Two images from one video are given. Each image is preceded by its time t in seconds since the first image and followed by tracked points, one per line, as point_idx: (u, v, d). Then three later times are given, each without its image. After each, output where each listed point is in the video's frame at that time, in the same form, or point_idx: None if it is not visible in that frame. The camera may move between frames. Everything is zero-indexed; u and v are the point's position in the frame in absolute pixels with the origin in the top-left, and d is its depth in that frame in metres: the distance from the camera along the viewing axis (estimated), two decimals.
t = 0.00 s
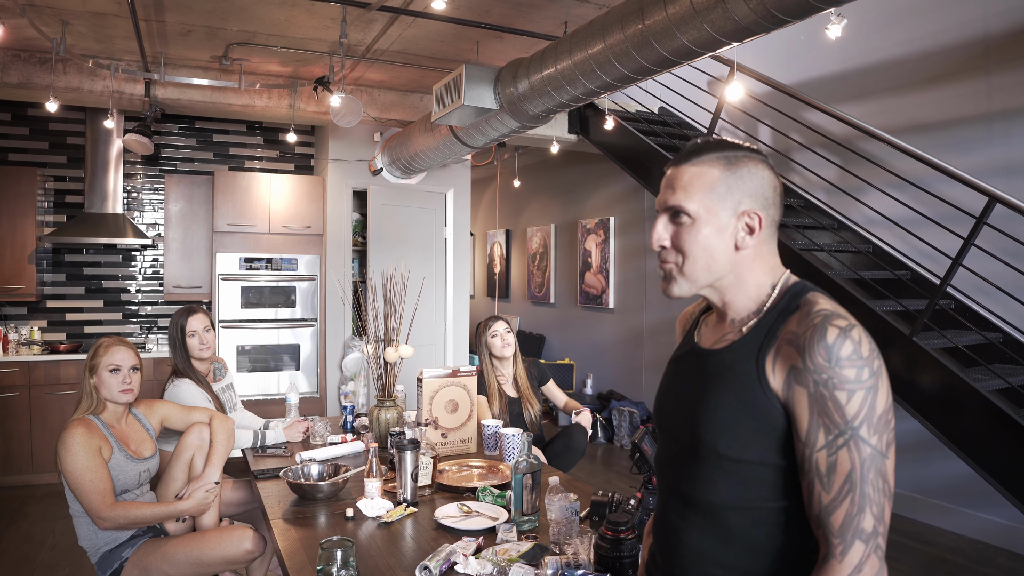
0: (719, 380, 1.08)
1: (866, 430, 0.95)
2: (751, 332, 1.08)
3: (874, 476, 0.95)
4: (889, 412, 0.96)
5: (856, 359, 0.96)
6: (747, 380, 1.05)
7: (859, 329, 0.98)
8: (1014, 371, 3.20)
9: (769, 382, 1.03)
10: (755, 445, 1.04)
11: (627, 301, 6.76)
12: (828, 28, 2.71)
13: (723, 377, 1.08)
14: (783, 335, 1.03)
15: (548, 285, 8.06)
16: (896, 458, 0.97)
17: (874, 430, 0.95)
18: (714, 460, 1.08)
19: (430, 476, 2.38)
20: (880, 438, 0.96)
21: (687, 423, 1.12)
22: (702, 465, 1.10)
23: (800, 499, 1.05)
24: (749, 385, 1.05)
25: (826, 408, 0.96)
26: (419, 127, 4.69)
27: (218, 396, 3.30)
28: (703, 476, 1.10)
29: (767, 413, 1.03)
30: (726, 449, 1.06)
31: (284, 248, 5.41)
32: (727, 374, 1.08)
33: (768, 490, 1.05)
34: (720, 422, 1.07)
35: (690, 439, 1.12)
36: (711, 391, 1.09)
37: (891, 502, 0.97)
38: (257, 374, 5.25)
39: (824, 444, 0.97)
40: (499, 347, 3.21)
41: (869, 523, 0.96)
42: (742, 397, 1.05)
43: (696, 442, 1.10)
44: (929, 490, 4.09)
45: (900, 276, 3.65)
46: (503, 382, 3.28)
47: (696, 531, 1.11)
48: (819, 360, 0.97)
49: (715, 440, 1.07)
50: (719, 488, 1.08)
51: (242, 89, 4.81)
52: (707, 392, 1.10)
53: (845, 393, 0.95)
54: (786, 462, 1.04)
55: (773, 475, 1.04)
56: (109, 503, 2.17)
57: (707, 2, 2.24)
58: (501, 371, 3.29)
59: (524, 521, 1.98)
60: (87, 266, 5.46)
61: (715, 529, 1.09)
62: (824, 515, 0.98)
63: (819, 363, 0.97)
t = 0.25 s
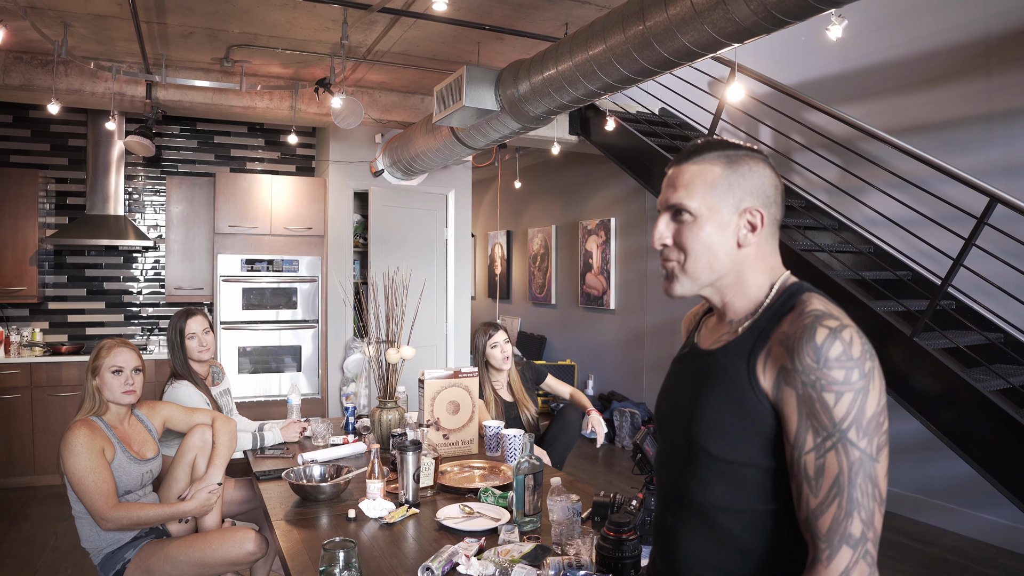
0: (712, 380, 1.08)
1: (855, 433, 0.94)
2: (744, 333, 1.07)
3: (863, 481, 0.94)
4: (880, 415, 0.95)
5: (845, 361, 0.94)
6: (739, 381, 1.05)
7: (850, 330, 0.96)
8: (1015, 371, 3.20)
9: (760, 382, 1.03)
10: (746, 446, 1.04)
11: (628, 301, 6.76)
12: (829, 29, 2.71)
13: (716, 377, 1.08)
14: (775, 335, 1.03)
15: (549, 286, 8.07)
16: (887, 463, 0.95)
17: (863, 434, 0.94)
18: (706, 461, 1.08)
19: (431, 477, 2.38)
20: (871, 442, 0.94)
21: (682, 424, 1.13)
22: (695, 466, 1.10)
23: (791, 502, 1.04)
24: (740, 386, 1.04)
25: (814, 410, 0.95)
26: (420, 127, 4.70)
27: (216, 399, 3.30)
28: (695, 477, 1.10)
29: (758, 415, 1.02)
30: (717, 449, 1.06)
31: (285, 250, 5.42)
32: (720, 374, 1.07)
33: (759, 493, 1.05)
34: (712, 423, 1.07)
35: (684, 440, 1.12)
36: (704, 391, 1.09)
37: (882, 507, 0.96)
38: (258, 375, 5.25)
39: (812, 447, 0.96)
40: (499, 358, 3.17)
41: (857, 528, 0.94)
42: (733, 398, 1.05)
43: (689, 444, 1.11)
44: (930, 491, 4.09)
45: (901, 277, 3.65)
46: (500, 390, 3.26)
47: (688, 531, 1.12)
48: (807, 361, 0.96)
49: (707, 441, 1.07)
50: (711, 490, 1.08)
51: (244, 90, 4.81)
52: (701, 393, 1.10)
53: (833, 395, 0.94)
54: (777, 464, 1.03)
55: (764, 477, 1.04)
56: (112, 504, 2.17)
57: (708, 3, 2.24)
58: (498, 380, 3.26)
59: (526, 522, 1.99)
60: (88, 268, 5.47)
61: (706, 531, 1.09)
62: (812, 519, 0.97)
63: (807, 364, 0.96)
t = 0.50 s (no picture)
0: (713, 384, 1.08)
1: (855, 437, 0.94)
2: (745, 336, 1.07)
3: (864, 485, 0.94)
4: (881, 419, 0.94)
5: (846, 364, 0.94)
6: (739, 385, 1.05)
7: (851, 332, 0.96)
8: (1016, 373, 3.20)
9: (760, 386, 1.03)
10: (746, 450, 1.04)
11: (629, 303, 6.77)
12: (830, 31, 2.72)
13: (717, 381, 1.08)
14: (776, 339, 1.02)
15: (550, 288, 8.07)
16: (889, 467, 0.95)
17: (864, 438, 0.93)
18: (707, 465, 1.08)
19: (433, 479, 2.39)
20: (871, 446, 0.94)
21: (682, 429, 1.13)
22: (696, 470, 1.10)
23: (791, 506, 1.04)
24: (741, 389, 1.04)
25: (815, 413, 0.95)
26: (422, 129, 4.71)
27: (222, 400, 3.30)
28: (695, 481, 1.10)
29: (758, 418, 1.03)
30: (718, 453, 1.06)
31: (287, 251, 5.43)
32: (721, 378, 1.08)
33: (759, 497, 1.05)
34: (713, 427, 1.07)
35: (685, 444, 1.12)
36: (704, 395, 1.09)
37: (883, 512, 0.95)
38: (260, 376, 5.26)
39: (813, 451, 0.96)
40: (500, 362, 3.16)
41: (858, 533, 0.94)
42: (733, 402, 1.05)
43: (690, 447, 1.11)
44: (931, 492, 4.09)
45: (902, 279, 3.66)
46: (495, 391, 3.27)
47: (689, 535, 1.12)
48: (807, 364, 0.96)
49: (707, 445, 1.08)
50: (711, 494, 1.08)
51: (245, 92, 4.82)
52: (701, 396, 1.10)
53: (834, 399, 0.94)
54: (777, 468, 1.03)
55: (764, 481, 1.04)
56: (114, 505, 2.18)
57: (709, 6, 2.25)
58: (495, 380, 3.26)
59: (528, 524, 1.98)
60: (90, 269, 5.48)
61: (706, 535, 1.09)
62: (812, 523, 0.97)
63: (808, 368, 0.96)
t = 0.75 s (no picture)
0: (722, 391, 1.09)
1: (864, 447, 0.93)
2: (757, 343, 1.07)
3: (871, 497, 0.94)
4: (891, 430, 0.94)
5: (856, 372, 0.94)
6: (749, 392, 1.05)
7: (862, 340, 0.96)
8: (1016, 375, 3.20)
9: (769, 393, 1.03)
10: (754, 458, 1.04)
11: (630, 307, 6.77)
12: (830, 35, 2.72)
13: (726, 388, 1.08)
14: (786, 346, 1.03)
15: (550, 291, 8.08)
16: (898, 479, 0.94)
17: (873, 448, 0.93)
18: (715, 472, 1.08)
19: (434, 482, 2.39)
20: (880, 458, 0.94)
21: (692, 436, 1.13)
22: (705, 477, 1.10)
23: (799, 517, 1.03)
24: (750, 397, 1.05)
25: (823, 421, 0.95)
26: (423, 133, 4.72)
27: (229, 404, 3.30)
28: (703, 488, 1.11)
29: (767, 426, 1.03)
30: (725, 461, 1.07)
31: (287, 255, 5.43)
32: (731, 385, 1.08)
33: (767, 505, 1.05)
34: (721, 434, 1.07)
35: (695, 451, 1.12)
36: (712, 402, 1.09)
37: (891, 525, 0.95)
38: (260, 380, 5.26)
39: (819, 461, 0.96)
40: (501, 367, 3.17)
41: (863, 546, 0.94)
42: (742, 408, 1.05)
43: (699, 455, 1.11)
44: (931, 495, 4.09)
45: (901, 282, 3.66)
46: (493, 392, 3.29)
47: (697, 543, 1.12)
48: (817, 372, 0.96)
49: (715, 452, 1.08)
50: (719, 502, 1.08)
51: (246, 96, 4.84)
52: (710, 403, 1.10)
53: (842, 407, 0.94)
54: (784, 477, 1.03)
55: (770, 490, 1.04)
56: (116, 510, 2.18)
57: (708, 11, 2.26)
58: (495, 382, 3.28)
59: (529, 527, 1.98)
60: (91, 273, 5.48)
61: (714, 543, 1.10)
62: (818, 534, 0.97)
63: (817, 375, 0.96)
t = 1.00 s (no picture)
0: (741, 405, 1.02)
1: (899, 464, 0.88)
2: (778, 354, 1.01)
3: (907, 516, 0.88)
4: (927, 446, 0.88)
5: (890, 385, 0.88)
6: (772, 406, 0.99)
7: (894, 351, 0.90)
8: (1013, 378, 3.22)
9: (795, 408, 0.97)
10: (778, 475, 0.98)
11: (628, 310, 6.79)
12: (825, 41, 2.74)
13: (746, 401, 1.02)
14: (812, 358, 0.97)
15: (549, 295, 8.10)
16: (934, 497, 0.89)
17: (909, 466, 0.87)
18: (735, 490, 1.02)
19: (433, 485, 2.39)
20: (917, 475, 0.88)
21: (707, 451, 1.07)
22: (724, 495, 1.04)
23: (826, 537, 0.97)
24: (773, 412, 0.98)
25: (855, 438, 0.89)
26: (421, 138, 4.74)
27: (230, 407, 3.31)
28: (722, 506, 1.04)
29: (792, 441, 0.96)
30: (748, 479, 1.00)
31: (286, 259, 5.44)
32: (751, 398, 1.02)
33: (793, 526, 0.98)
34: (743, 450, 1.01)
35: (712, 467, 1.06)
36: (732, 416, 1.03)
37: (928, 545, 0.89)
38: (259, 384, 5.26)
39: (852, 479, 0.90)
40: (505, 372, 3.18)
41: (900, 569, 0.88)
42: (765, 423, 0.99)
43: (718, 471, 1.05)
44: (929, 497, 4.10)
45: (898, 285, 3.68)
46: (499, 398, 3.28)
47: (713, 563, 1.06)
48: (848, 385, 0.90)
49: (735, 469, 1.02)
50: (739, 520, 1.02)
51: (245, 101, 4.86)
52: (729, 417, 1.04)
53: (877, 423, 0.88)
54: (810, 494, 0.97)
55: (796, 509, 0.98)
56: (117, 513, 2.18)
57: (706, 17, 2.27)
58: (501, 388, 3.28)
59: (527, 529, 1.99)
60: (90, 277, 5.49)
61: (732, 564, 1.03)
62: (849, 556, 0.91)
63: (848, 389, 0.90)
